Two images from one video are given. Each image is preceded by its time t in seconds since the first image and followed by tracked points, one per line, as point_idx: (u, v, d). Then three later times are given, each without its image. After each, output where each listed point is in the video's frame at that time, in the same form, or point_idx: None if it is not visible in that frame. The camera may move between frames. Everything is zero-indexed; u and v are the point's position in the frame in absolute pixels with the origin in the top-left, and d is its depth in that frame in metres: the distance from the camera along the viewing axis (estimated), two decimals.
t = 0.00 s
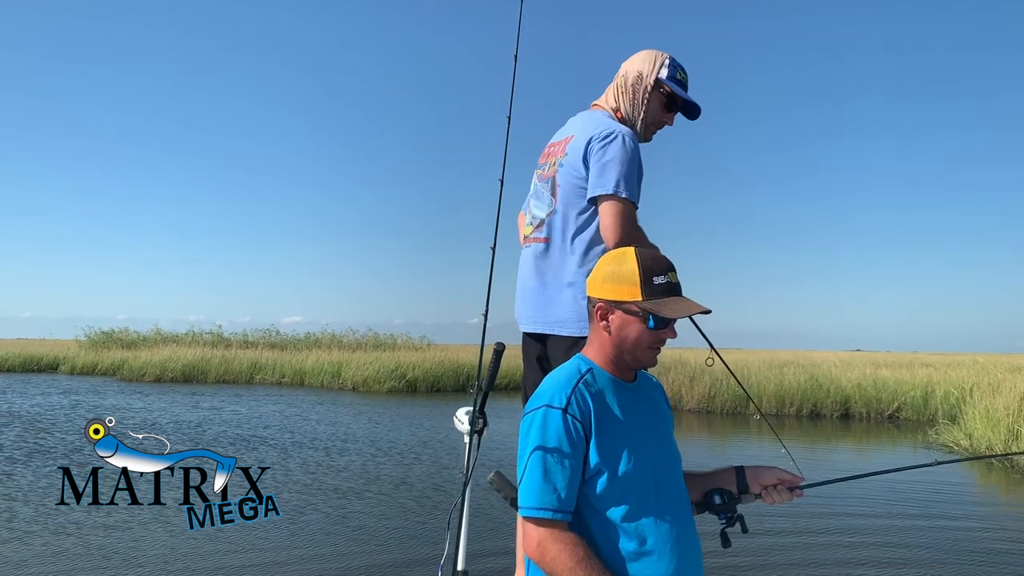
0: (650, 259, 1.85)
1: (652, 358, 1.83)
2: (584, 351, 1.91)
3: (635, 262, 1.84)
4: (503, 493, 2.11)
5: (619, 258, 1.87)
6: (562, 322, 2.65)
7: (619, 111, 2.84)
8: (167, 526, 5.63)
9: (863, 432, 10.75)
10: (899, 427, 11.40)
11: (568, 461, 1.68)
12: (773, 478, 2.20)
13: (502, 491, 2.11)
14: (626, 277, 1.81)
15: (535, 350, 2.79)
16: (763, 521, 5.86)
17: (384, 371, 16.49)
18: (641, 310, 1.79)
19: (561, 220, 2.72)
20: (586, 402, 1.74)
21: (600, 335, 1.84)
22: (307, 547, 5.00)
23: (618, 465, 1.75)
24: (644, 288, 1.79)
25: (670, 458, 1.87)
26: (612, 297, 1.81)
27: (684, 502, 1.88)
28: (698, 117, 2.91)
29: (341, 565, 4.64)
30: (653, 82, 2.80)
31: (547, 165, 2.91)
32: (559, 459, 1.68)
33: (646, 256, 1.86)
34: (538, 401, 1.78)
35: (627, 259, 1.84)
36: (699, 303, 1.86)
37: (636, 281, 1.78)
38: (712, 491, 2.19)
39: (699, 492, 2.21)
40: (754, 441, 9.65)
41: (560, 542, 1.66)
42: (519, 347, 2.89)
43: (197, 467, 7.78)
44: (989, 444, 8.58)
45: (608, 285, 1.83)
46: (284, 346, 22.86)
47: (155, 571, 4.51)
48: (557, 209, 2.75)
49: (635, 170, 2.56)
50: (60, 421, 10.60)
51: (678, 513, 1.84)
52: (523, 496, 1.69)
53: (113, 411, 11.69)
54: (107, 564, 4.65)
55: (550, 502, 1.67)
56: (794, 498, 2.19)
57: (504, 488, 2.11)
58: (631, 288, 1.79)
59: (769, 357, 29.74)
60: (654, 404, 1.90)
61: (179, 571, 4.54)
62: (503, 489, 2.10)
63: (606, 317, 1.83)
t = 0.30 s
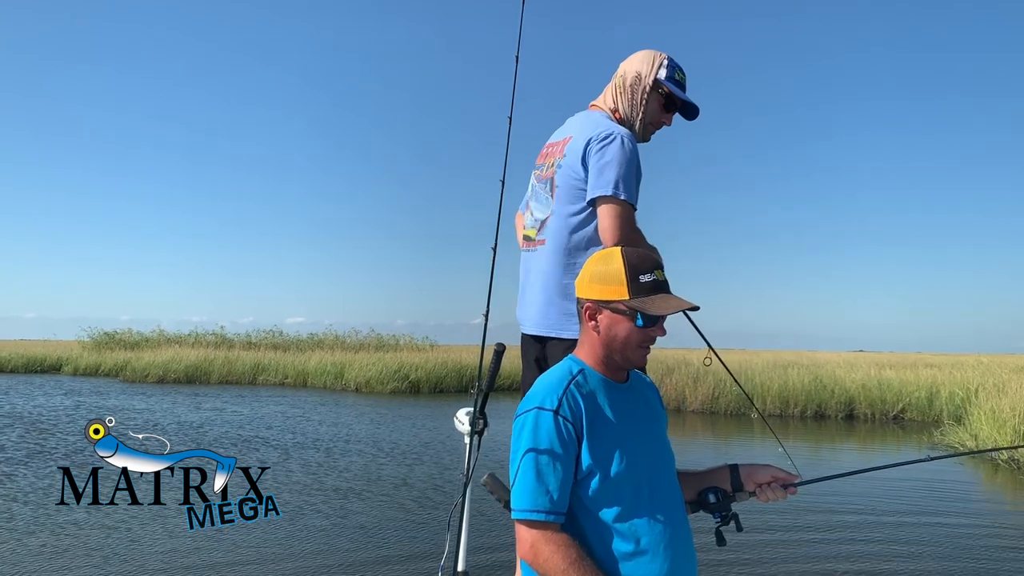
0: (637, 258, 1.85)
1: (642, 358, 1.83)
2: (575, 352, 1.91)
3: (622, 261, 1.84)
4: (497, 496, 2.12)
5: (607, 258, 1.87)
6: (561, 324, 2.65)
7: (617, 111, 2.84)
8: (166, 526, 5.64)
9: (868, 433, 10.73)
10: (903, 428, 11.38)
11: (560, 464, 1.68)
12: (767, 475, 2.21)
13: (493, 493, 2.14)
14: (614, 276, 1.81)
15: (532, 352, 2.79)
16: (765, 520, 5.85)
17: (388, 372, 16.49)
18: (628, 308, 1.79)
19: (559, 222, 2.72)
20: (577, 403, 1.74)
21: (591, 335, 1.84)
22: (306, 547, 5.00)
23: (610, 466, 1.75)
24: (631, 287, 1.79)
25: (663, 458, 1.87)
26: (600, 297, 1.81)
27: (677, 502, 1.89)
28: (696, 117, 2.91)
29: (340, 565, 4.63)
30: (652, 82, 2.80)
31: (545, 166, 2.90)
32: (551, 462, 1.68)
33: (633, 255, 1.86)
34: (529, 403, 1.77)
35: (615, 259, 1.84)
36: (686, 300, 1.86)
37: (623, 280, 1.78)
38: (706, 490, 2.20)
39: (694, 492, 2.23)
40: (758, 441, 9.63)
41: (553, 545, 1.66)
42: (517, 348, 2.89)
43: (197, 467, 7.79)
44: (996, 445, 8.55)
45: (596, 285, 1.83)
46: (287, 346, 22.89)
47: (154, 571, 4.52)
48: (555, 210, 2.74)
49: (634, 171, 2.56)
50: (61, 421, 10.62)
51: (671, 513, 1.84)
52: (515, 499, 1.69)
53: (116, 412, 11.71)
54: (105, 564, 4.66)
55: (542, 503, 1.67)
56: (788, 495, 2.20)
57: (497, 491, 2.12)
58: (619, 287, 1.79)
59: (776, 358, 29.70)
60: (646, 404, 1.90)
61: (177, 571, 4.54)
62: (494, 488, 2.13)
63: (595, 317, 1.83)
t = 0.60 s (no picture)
0: (613, 256, 1.87)
1: (624, 355, 1.81)
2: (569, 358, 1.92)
3: (598, 260, 1.86)
4: (488, 498, 2.14)
5: (587, 259, 1.90)
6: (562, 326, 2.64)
7: (615, 112, 2.84)
8: (166, 527, 5.65)
9: (871, 434, 10.71)
10: (907, 428, 11.35)
11: (552, 467, 1.68)
12: (759, 475, 2.23)
13: (486, 496, 2.15)
14: (589, 275, 1.84)
15: (532, 353, 2.78)
16: (766, 518, 5.86)
17: (390, 373, 16.50)
18: (602, 304, 1.80)
19: (558, 223, 2.71)
20: (569, 406, 1.74)
21: (576, 336, 1.86)
22: (305, 548, 5.00)
23: (601, 468, 1.75)
24: (604, 282, 1.81)
25: (655, 458, 1.88)
26: (578, 297, 1.84)
27: (669, 503, 1.89)
28: (693, 118, 2.91)
29: (339, 566, 4.63)
30: (649, 83, 2.80)
31: (543, 166, 2.89)
32: (543, 466, 1.67)
33: (610, 254, 1.88)
34: (521, 406, 1.77)
35: (591, 258, 1.88)
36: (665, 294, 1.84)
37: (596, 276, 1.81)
38: (698, 488, 2.19)
39: (685, 490, 2.22)
40: (762, 442, 9.62)
41: (545, 548, 1.66)
42: (516, 349, 2.87)
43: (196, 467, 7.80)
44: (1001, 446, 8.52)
45: (575, 286, 1.86)
46: (290, 347, 22.90)
47: (152, 572, 4.52)
48: (554, 211, 2.74)
49: (633, 172, 2.56)
50: (63, 421, 10.63)
51: (664, 514, 1.85)
52: (507, 503, 1.69)
53: (118, 412, 11.73)
54: (104, 564, 4.66)
55: (534, 507, 1.67)
56: (780, 495, 2.22)
57: (490, 493, 2.14)
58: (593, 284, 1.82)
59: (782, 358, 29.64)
60: (637, 406, 1.90)
61: (176, 571, 4.54)
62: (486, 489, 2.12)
63: (578, 317, 1.86)
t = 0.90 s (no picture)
0: (586, 255, 1.91)
1: (599, 349, 1.81)
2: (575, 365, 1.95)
3: (571, 262, 1.93)
4: (483, 497, 2.20)
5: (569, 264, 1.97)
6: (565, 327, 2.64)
7: (614, 111, 2.83)
8: (165, 527, 5.65)
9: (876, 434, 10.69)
10: (912, 429, 11.33)
11: (548, 467, 1.68)
12: (758, 471, 2.24)
13: (482, 495, 2.20)
14: (563, 277, 1.91)
15: (532, 354, 2.78)
16: (769, 518, 5.83)
17: (393, 373, 16.50)
18: (571, 302, 1.84)
19: (560, 224, 2.71)
20: (566, 406, 1.74)
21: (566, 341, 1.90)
22: (304, 548, 4.99)
23: (597, 469, 1.75)
24: (572, 281, 1.86)
25: (652, 459, 1.88)
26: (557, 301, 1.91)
27: (665, 504, 1.89)
28: (693, 116, 2.91)
29: (339, 566, 4.63)
30: (649, 82, 2.79)
31: (543, 167, 2.89)
32: (539, 465, 1.67)
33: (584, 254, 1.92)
34: (518, 406, 1.77)
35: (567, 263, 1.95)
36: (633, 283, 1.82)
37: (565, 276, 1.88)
38: (699, 487, 2.19)
39: (685, 488, 2.21)
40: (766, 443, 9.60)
41: (541, 548, 1.65)
42: (517, 350, 2.87)
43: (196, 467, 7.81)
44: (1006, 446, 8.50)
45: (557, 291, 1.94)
46: (293, 347, 22.91)
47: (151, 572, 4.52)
48: (556, 212, 2.74)
49: (634, 172, 2.55)
50: (64, 422, 10.65)
51: (659, 515, 1.85)
52: (503, 502, 1.68)
53: (120, 412, 11.74)
54: (103, 564, 4.67)
55: (529, 507, 1.66)
56: (778, 490, 2.24)
57: (485, 492, 2.20)
58: (565, 285, 1.88)
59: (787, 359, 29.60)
60: (635, 406, 1.90)
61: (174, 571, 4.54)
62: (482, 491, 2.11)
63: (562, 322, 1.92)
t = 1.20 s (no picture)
0: (579, 253, 1.91)
1: (600, 348, 1.80)
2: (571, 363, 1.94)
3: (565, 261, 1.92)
4: (483, 498, 2.19)
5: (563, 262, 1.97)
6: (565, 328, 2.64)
7: (614, 112, 2.83)
8: (166, 527, 5.65)
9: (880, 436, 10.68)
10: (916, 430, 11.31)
11: (544, 469, 1.67)
12: (759, 469, 2.23)
13: (482, 496, 2.19)
14: (559, 276, 1.90)
15: (533, 355, 2.78)
16: (770, 518, 5.82)
17: (396, 373, 16.51)
18: (568, 301, 1.83)
19: (560, 225, 2.71)
20: (563, 406, 1.73)
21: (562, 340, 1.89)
22: (304, 549, 4.99)
23: (595, 469, 1.75)
24: (570, 280, 1.85)
25: (650, 459, 1.88)
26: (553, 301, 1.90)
27: (663, 504, 1.89)
28: (692, 116, 2.91)
29: (339, 567, 4.62)
30: (648, 82, 2.79)
31: (543, 168, 2.88)
32: (536, 467, 1.67)
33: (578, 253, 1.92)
34: (515, 406, 1.77)
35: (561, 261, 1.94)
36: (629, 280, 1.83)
37: (562, 275, 1.87)
38: (700, 485, 2.19)
39: (687, 487, 2.21)
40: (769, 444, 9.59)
41: (538, 550, 1.65)
42: (517, 350, 2.87)
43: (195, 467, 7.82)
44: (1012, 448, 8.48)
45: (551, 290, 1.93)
46: (296, 347, 22.93)
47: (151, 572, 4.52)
48: (557, 213, 2.73)
49: (634, 173, 2.55)
50: (66, 421, 10.66)
51: (657, 516, 1.84)
52: (501, 504, 1.68)
53: (122, 412, 11.76)
54: (102, 564, 4.66)
55: (527, 507, 1.66)
56: (780, 488, 2.23)
57: (484, 493, 2.19)
58: (562, 284, 1.87)
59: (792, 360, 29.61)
60: (633, 407, 1.90)
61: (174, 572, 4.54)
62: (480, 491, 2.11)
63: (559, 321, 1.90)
